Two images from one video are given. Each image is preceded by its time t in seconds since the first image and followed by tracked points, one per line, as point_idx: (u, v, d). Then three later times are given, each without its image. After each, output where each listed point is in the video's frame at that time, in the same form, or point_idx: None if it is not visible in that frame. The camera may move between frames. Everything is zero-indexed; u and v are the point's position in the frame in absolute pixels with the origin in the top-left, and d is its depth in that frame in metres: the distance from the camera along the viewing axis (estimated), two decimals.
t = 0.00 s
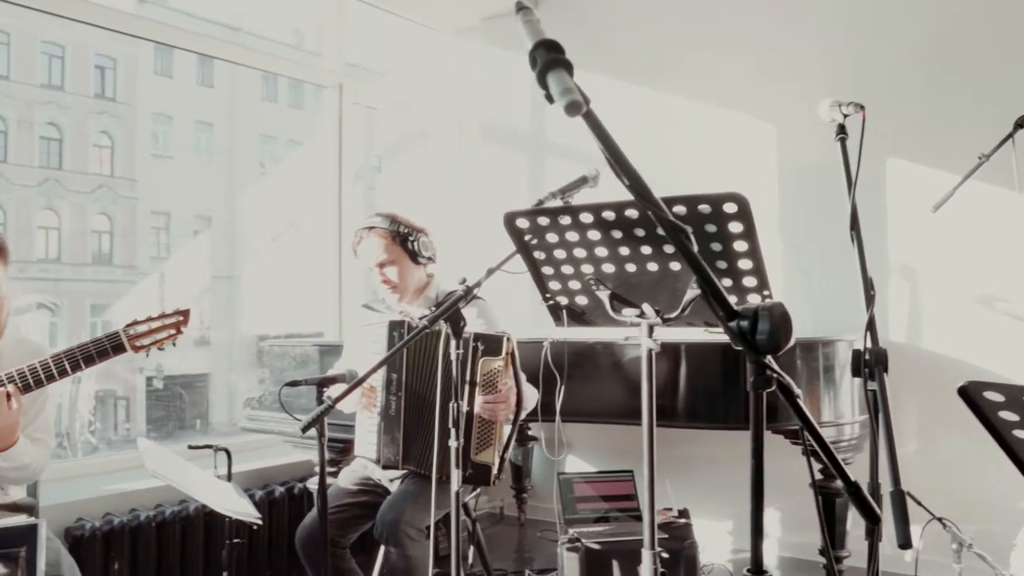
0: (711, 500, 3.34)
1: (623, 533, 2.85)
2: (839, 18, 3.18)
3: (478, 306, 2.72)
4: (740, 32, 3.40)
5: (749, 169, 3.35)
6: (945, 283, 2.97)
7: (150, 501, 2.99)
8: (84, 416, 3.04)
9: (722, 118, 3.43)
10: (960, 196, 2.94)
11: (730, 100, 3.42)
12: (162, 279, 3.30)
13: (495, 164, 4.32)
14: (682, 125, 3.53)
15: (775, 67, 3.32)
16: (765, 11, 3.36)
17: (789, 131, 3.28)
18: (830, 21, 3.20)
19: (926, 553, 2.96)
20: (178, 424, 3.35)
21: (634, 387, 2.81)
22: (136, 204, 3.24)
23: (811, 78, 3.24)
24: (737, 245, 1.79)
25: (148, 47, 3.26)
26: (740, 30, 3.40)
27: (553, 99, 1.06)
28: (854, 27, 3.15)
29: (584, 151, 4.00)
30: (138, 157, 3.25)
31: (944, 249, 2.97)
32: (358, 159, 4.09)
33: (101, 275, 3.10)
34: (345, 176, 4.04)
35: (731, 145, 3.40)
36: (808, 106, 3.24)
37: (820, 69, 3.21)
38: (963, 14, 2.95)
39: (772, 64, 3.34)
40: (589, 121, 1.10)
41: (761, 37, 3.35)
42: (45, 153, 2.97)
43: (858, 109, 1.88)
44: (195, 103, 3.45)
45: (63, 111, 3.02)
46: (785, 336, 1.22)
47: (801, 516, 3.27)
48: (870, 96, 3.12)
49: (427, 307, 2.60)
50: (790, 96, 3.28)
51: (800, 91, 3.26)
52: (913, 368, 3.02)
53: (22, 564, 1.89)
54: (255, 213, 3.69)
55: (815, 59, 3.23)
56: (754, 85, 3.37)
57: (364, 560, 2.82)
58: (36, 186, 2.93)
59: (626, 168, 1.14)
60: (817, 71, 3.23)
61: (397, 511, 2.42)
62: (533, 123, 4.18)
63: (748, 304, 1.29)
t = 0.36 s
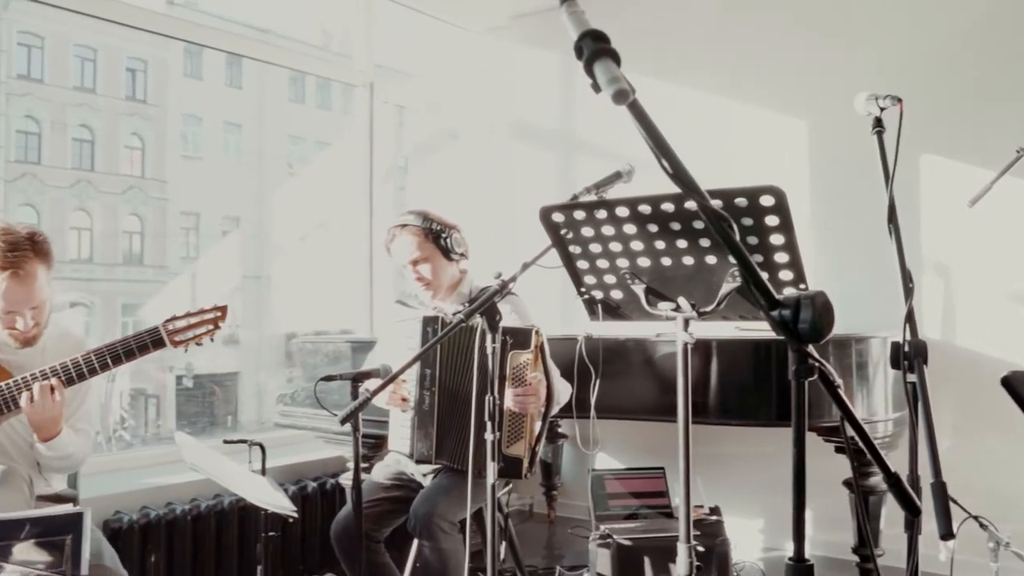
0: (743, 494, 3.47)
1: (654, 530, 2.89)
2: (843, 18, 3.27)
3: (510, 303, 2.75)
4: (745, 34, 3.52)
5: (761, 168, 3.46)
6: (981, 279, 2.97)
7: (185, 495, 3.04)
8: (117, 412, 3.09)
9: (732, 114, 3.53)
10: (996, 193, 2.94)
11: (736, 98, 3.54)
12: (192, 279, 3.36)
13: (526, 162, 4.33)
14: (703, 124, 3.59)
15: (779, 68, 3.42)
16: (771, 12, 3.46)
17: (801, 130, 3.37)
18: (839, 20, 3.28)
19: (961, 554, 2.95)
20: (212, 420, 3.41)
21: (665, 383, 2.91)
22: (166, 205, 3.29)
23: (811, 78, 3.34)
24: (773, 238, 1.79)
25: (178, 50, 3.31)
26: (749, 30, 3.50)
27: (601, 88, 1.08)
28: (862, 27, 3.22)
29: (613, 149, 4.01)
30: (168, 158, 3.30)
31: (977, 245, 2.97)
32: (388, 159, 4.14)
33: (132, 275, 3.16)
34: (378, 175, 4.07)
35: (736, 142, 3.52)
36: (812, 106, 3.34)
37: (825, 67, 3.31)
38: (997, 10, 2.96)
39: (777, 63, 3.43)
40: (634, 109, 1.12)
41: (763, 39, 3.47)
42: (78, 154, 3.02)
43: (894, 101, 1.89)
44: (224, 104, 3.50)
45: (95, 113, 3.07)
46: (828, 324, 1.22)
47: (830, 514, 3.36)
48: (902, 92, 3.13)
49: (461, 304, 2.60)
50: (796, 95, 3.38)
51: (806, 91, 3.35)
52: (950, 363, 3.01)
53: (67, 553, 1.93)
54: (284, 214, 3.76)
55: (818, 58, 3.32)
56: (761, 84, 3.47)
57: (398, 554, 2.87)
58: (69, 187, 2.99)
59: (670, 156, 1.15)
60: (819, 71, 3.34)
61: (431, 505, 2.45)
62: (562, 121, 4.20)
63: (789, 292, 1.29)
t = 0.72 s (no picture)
0: (772, 489, 3.51)
1: (685, 527, 2.91)
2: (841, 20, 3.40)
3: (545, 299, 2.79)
4: (744, 35, 3.68)
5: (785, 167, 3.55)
6: (1016, 276, 2.98)
7: (220, 490, 3.08)
8: (150, 409, 3.15)
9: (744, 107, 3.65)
10: None
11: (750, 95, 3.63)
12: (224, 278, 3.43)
13: (553, 160, 4.34)
14: (733, 122, 3.66)
15: (778, 66, 3.57)
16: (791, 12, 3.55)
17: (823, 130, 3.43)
18: (843, 20, 3.41)
19: (997, 553, 2.94)
20: (245, 418, 3.48)
21: (695, 379, 2.98)
22: (195, 205, 3.34)
23: (815, 79, 3.47)
24: (810, 233, 1.78)
25: (207, 52, 3.37)
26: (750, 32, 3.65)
27: (647, 77, 1.08)
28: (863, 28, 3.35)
29: (641, 146, 4.01)
30: (196, 158, 3.35)
31: (1012, 241, 2.99)
32: (416, 159, 4.18)
33: (161, 275, 3.21)
34: (406, 173, 4.14)
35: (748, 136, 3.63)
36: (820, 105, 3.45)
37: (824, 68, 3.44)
38: None
39: (777, 63, 3.57)
40: (677, 101, 1.11)
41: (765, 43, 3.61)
42: (110, 155, 3.08)
43: (933, 95, 1.87)
44: (254, 105, 3.55)
45: (126, 115, 3.13)
46: (871, 315, 1.23)
47: (865, 512, 3.34)
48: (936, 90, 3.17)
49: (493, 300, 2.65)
50: (807, 93, 3.50)
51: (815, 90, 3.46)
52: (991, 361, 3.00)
53: (110, 540, 1.99)
54: (315, 212, 3.80)
55: (817, 58, 3.46)
56: (768, 85, 3.59)
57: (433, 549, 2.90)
58: (101, 188, 3.05)
59: (716, 149, 1.12)
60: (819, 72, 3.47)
61: (465, 499, 2.48)
62: (592, 121, 4.19)
63: (830, 286, 1.28)
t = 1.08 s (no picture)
0: (800, 489, 3.52)
1: (711, 524, 2.92)
2: (840, 19, 3.52)
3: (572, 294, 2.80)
4: (740, 37, 3.81)
5: (808, 165, 3.56)
6: None
7: (248, 485, 3.11)
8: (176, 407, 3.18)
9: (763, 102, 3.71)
10: None
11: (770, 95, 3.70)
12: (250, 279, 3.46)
13: (575, 157, 4.36)
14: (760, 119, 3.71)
15: (775, 68, 3.69)
16: (817, 10, 3.59)
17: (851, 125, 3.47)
18: (870, 19, 3.45)
19: None
20: (271, 416, 3.51)
21: (722, 375, 2.98)
22: (219, 206, 3.38)
23: (834, 78, 3.52)
24: (843, 224, 1.77)
25: (231, 54, 3.41)
26: (759, 36, 3.75)
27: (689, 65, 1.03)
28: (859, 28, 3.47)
29: (664, 144, 4.02)
30: (220, 158, 3.39)
31: None
32: (440, 159, 4.21)
33: (186, 275, 3.25)
34: (432, 172, 4.19)
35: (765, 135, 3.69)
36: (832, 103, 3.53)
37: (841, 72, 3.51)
38: None
39: (770, 64, 3.71)
40: (717, 86, 1.06)
41: (775, 47, 3.69)
42: (135, 157, 3.12)
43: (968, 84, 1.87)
44: (275, 105, 3.58)
45: (151, 117, 3.17)
46: (910, 302, 1.18)
47: (894, 511, 3.32)
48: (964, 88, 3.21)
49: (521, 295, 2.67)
50: (834, 90, 3.53)
51: (823, 89, 3.55)
52: None
53: (146, 534, 1.96)
54: (339, 213, 3.84)
55: (816, 60, 3.58)
56: (773, 82, 3.70)
57: (460, 544, 2.92)
58: (127, 189, 3.09)
59: (754, 133, 1.09)
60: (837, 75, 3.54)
61: (493, 493, 2.49)
62: (616, 118, 4.20)
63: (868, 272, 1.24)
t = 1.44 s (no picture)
0: (819, 488, 3.50)
1: (731, 522, 2.90)
2: (871, 19, 3.56)
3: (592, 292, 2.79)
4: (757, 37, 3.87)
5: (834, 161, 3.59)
6: None
7: (266, 483, 3.12)
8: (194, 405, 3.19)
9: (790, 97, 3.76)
10: None
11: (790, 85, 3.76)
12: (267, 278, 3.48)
13: (597, 155, 4.40)
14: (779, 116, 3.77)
15: (793, 65, 3.77)
16: (834, 10, 3.66)
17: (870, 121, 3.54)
18: (888, 19, 3.51)
19: None
20: (288, 416, 3.52)
21: (739, 374, 2.97)
22: (233, 205, 3.38)
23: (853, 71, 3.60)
24: (871, 219, 1.74)
25: (243, 55, 3.41)
26: (786, 35, 3.79)
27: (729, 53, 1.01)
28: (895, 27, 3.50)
29: (684, 143, 4.07)
30: (234, 158, 3.39)
31: None
32: (455, 157, 4.21)
33: (200, 275, 3.25)
34: (448, 171, 4.19)
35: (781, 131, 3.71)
36: (857, 102, 3.59)
37: (863, 69, 3.57)
38: None
39: (787, 61, 3.79)
40: (755, 76, 1.04)
41: (795, 45, 3.76)
42: (149, 157, 3.12)
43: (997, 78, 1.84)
44: (287, 109, 3.57)
45: (165, 117, 3.17)
46: (949, 296, 1.15)
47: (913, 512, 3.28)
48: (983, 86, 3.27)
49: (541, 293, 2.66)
50: (852, 87, 3.60)
51: (851, 88, 3.60)
52: None
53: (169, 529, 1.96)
54: (354, 212, 3.84)
55: (833, 59, 3.66)
56: (792, 80, 3.76)
57: (479, 543, 2.91)
58: (140, 190, 3.09)
59: (792, 125, 1.08)
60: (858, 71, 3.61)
61: (514, 492, 2.48)
62: (632, 117, 4.26)
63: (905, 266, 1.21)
